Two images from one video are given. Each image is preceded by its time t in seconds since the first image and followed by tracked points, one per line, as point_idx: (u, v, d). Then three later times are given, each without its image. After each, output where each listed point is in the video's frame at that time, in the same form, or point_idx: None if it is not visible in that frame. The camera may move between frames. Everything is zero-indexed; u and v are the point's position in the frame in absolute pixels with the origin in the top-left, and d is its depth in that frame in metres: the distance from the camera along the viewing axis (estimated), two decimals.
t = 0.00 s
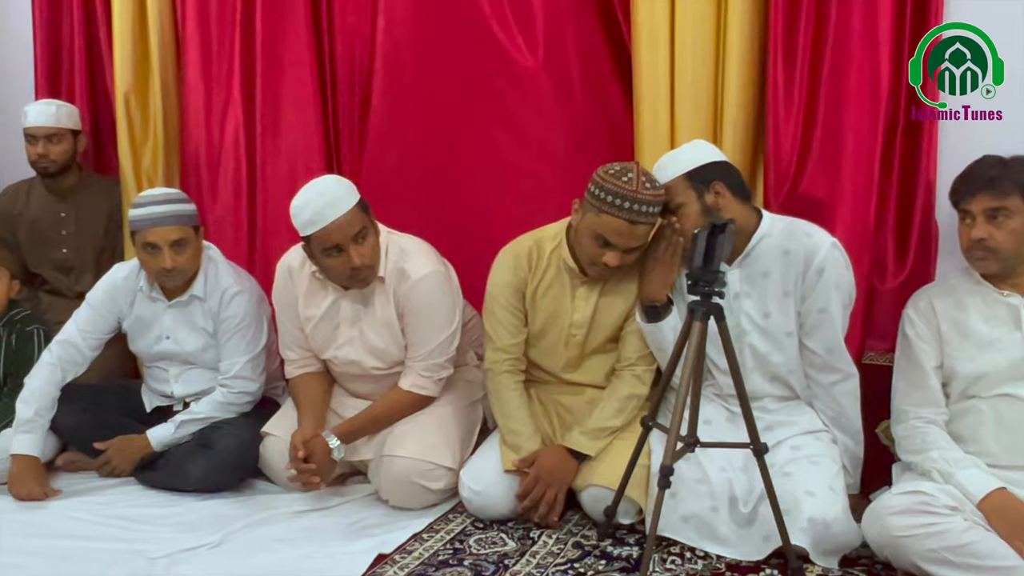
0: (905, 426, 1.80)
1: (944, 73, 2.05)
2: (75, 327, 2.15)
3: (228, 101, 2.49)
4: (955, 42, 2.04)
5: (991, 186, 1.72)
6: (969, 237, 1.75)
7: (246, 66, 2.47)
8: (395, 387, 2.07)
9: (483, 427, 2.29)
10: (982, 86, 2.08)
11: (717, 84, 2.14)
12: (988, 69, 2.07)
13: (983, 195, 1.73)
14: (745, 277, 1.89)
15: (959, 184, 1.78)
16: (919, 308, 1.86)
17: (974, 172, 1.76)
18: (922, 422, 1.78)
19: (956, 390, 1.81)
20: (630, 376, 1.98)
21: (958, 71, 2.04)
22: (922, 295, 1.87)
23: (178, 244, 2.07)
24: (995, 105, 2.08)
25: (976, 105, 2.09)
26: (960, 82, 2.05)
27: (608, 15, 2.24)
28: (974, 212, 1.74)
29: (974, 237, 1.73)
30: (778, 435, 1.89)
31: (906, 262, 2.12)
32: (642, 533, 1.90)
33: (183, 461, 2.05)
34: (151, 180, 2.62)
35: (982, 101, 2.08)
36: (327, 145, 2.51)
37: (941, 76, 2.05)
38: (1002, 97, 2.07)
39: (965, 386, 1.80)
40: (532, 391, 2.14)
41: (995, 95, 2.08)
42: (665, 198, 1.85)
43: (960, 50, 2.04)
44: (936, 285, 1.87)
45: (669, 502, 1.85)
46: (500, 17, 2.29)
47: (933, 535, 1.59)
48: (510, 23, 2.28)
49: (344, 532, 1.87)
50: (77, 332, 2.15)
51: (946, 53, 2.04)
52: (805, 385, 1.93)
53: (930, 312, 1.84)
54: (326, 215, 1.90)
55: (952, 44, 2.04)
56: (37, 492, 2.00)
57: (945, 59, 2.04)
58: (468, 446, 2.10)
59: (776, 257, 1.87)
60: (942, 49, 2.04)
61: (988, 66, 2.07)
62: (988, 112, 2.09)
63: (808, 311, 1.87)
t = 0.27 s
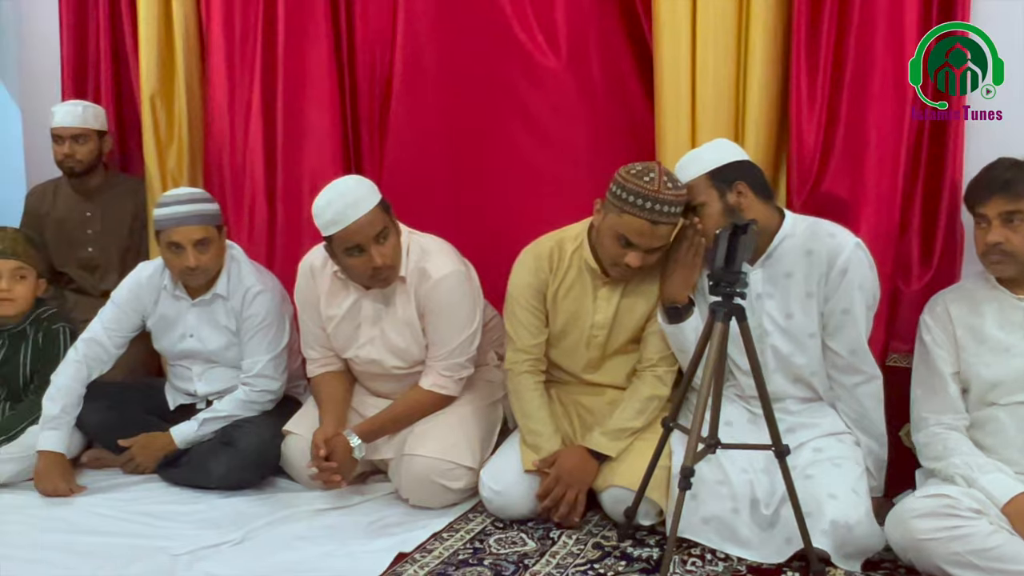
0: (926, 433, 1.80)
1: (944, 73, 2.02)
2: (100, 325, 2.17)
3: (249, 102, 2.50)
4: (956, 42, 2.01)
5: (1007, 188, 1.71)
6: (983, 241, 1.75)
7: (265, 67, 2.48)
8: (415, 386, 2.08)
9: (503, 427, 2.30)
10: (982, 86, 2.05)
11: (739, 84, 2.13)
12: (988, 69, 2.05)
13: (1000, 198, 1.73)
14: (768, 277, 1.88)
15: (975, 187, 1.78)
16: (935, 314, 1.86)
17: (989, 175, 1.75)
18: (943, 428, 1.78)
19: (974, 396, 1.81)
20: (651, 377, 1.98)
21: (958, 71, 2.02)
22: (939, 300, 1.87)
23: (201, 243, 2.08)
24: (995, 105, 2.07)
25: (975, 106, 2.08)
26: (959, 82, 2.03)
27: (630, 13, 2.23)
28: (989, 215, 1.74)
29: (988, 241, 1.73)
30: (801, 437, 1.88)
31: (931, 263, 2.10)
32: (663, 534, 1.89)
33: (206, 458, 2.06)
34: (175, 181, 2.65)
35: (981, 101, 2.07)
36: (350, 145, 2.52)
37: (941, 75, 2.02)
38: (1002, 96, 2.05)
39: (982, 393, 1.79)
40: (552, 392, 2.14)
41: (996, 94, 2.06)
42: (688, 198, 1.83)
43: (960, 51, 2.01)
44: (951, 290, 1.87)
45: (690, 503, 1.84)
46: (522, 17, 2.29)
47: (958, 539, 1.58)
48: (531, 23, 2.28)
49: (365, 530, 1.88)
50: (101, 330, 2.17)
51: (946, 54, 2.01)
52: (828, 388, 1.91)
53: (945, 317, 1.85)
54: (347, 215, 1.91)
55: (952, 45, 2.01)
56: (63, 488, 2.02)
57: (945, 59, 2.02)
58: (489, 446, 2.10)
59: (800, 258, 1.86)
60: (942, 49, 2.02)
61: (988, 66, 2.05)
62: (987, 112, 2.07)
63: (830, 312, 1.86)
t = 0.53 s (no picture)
0: (944, 444, 1.77)
1: (944, 73, 2.01)
2: (126, 323, 2.20)
3: (270, 102, 2.51)
4: (956, 42, 2.00)
5: None
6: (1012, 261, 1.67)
7: (288, 67, 2.49)
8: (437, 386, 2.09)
9: (524, 427, 2.30)
10: (983, 87, 2.03)
11: (763, 84, 2.12)
12: (988, 70, 2.03)
13: None
14: (790, 278, 1.87)
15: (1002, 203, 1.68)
16: (949, 323, 1.84)
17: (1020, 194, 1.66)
18: (960, 438, 1.76)
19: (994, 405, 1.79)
20: (673, 378, 1.97)
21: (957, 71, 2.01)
22: (953, 310, 1.84)
23: (225, 242, 2.10)
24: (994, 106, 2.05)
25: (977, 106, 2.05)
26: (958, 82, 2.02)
27: (652, 12, 2.23)
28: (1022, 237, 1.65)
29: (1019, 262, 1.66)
30: (824, 439, 1.86)
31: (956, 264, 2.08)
32: (685, 536, 1.88)
33: (229, 456, 2.08)
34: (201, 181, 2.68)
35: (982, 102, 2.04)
36: (373, 145, 2.54)
37: (941, 75, 2.01)
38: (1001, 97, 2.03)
39: (1002, 403, 1.77)
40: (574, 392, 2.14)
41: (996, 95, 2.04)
42: (711, 199, 1.82)
43: (960, 51, 2.01)
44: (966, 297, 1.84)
45: (712, 505, 1.83)
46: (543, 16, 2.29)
47: (984, 544, 1.56)
48: (553, 22, 2.29)
49: (386, 529, 1.88)
50: (128, 329, 2.19)
51: (946, 54, 2.01)
52: (851, 390, 1.90)
53: (961, 328, 1.82)
54: (369, 215, 1.92)
55: (951, 44, 2.00)
56: (89, 484, 2.05)
57: (945, 59, 2.01)
58: (510, 446, 2.10)
59: (824, 260, 1.85)
60: (942, 49, 2.01)
61: (988, 66, 2.03)
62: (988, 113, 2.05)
63: (854, 314, 1.84)
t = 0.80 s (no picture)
0: (966, 450, 1.76)
1: (944, 73, 2.00)
2: (150, 322, 2.22)
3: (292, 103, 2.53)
4: (956, 42, 1.98)
5: None
6: None
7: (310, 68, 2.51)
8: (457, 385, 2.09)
9: (544, 427, 2.30)
10: (983, 87, 2.02)
11: (785, 84, 2.11)
12: (988, 69, 2.00)
13: None
14: (813, 279, 1.86)
15: None
16: (977, 327, 1.81)
17: None
18: (982, 444, 1.75)
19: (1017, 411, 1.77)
20: (694, 379, 1.96)
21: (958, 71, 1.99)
22: (980, 315, 1.82)
23: (248, 242, 2.11)
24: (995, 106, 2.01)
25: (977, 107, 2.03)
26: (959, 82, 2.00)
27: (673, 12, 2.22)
28: None
29: None
30: (847, 441, 1.85)
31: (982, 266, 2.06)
32: (704, 538, 1.87)
33: (250, 454, 2.09)
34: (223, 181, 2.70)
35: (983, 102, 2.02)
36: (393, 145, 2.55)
37: (941, 75, 2.01)
38: (1002, 97, 2.00)
39: None
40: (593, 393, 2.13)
41: (996, 95, 2.01)
42: (731, 200, 1.82)
43: (960, 51, 1.99)
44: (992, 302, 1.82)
45: (732, 507, 1.82)
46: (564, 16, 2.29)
47: (1009, 548, 1.55)
48: (573, 23, 2.28)
49: (406, 528, 1.89)
50: (151, 327, 2.22)
51: (947, 54, 1.99)
52: (874, 393, 1.88)
53: (990, 333, 1.80)
54: (389, 216, 1.92)
55: (951, 44, 1.99)
56: (115, 479, 2.07)
57: (945, 59, 2.00)
58: (529, 446, 2.10)
59: (846, 262, 1.83)
60: (942, 49, 2.00)
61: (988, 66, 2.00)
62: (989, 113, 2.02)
63: (877, 315, 1.82)
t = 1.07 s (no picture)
0: (983, 445, 1.78)
1: (944, 72, 2.01)
2: (172, 320, 2.24)
3: (314, 103, 2.55)
4: (956, 42, 1.98)
5: None
6: None
7: (331, 68, 2.53)
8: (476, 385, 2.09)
9: (563, 428, 2.30)
10: (983, 87, 1.99)
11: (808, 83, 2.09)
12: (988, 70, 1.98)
13: None
14: (835, 280, 1.84)
15: None
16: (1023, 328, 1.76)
17: None
18: (999, 439, 1.76)
19: None
20: (714, 380, 1.95)
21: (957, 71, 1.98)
22: None
23: (269, 241, 2.13)
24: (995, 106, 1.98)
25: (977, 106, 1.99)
26: (959, 82, 1.99)
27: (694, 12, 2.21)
28: None
29: None
30: (868, 444, 1.83)
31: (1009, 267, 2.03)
32: (724, 540, 1.86)
33: (271, 452, 2.11)
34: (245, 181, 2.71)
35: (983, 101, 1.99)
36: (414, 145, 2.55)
37: (941, 75, 2.01)
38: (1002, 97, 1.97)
39: None
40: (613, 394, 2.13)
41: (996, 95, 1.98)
42: (752, 201, 1.81)
43: (960, 50, 1.98)
44: None
45: (752, 508, 1.81)
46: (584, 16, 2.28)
47: None
48: (594, 22, 2.28)
49: (424, 527, 1.89)
50: (173, 325, 2.24)
51: (946, 53, 2.00)
52: (897, 395, 1.86)
53: None
54: (408, 216, 1.93)
55: (951, 44, 1.99)
56: (137, 476, 2.09)
57: (945, 59, 2.00)
58: (548, 446, 2.10)
59: (868, 263, 1.82)
60: (942, 49, 2.00)
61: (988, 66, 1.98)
62: (987, 112, 1.98)
63: (900, 316, 1.81)
